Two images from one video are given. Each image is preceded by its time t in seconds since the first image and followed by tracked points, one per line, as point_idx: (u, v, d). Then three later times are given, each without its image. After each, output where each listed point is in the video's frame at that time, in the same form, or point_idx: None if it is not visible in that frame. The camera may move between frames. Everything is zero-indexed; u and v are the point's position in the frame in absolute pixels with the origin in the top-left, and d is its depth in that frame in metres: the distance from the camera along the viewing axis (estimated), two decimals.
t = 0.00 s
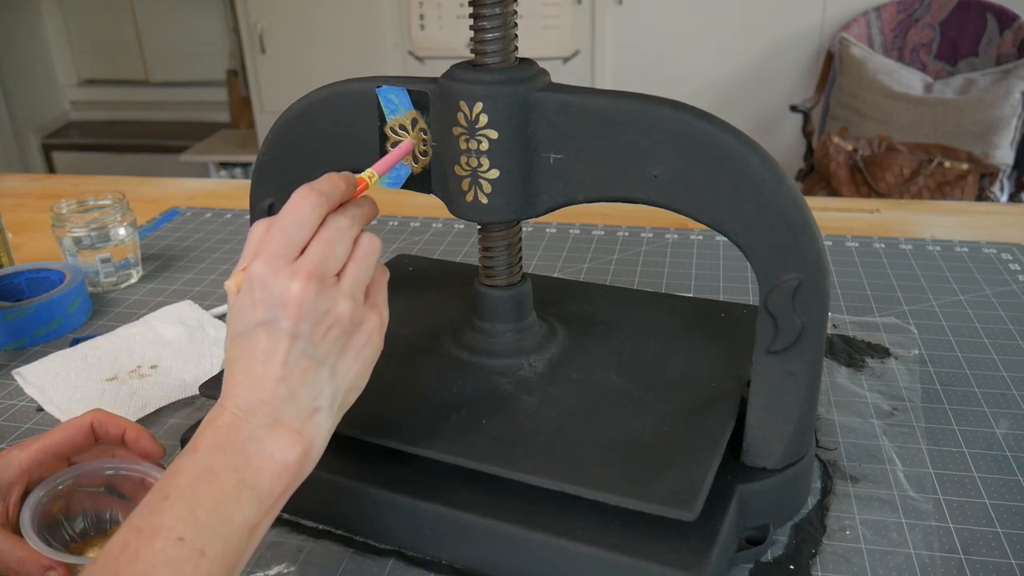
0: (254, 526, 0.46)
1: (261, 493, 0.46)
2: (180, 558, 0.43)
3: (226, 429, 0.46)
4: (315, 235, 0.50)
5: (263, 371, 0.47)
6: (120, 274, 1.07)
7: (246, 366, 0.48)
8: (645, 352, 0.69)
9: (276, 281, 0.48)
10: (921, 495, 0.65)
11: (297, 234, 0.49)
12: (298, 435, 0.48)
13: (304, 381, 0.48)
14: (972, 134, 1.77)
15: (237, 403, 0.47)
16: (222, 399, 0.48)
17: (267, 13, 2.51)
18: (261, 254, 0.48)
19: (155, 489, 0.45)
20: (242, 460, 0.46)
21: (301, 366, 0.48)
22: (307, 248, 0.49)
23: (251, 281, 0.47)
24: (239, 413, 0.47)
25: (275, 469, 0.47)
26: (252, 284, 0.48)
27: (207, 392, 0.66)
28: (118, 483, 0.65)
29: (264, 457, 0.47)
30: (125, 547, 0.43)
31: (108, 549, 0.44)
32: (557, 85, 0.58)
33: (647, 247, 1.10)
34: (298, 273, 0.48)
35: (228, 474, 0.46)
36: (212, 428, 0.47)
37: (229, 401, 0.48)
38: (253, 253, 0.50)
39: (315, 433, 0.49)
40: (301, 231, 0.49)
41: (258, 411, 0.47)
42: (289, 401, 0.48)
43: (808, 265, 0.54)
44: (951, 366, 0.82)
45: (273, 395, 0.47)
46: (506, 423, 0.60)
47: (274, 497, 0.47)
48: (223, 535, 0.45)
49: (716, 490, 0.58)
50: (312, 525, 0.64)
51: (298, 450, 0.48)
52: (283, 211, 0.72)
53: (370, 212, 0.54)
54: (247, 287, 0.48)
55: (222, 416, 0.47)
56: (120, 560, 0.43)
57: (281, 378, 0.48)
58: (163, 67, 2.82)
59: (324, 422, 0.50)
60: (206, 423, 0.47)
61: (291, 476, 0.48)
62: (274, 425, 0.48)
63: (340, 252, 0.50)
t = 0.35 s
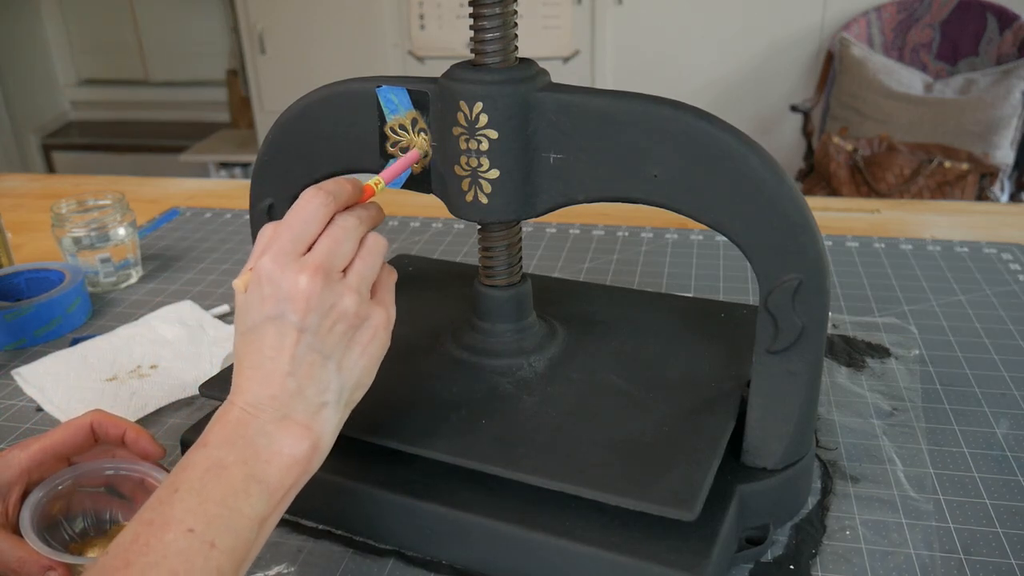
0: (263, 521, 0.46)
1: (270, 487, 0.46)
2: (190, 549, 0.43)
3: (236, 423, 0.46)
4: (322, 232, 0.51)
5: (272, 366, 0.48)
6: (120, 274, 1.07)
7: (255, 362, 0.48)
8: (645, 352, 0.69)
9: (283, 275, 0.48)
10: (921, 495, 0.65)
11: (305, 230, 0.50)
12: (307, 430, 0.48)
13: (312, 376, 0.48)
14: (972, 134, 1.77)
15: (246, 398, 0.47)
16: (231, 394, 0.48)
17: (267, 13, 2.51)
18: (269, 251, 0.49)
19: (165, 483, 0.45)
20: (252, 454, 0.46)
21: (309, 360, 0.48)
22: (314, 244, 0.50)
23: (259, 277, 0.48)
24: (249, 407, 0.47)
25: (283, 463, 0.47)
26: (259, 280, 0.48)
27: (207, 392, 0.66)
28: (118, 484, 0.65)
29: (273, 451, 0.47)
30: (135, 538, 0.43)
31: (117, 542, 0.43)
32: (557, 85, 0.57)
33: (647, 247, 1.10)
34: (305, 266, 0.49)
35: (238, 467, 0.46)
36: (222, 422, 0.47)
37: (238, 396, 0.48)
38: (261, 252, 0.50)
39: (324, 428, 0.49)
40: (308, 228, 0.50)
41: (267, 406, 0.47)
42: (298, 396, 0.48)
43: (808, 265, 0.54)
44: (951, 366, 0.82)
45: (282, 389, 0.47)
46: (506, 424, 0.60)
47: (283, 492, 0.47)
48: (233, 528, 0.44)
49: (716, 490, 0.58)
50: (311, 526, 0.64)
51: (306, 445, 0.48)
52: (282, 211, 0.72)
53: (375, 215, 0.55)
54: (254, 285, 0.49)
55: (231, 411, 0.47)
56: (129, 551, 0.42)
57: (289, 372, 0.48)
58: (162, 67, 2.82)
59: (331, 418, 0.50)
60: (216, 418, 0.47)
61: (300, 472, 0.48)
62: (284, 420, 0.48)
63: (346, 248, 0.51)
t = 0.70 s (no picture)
0: (258, 514, 0.46)
1: (265, 480, 0.47)
2: (185, 545, 0.43)
3: (229, 418, 0.47)
4: (311, 222, 0.50)
5: (263, 360, 0.48)
6: (120, 274, 1.07)
7: (246, 357, 0.48)
8: (646, 352, 0.69)
9: (269, 268, 0.48)
10: (921, 495, 0.65)
11: (292, 222, 0.49)
12: (300, 424, 0.48)
13: (304, 370, 0.48)
14: (972, 134, 1.77)
15: (238, 393, 0.47)
16: (223, 389, 0.48)
17: (267, 13, 2.51)
18: (254, 244, 0.48)
19: (159, 479, 0.46)
20: (245, 449, 0.47)
21: (300, 354, 0.48)
22: (302, 236, 0.49)
23: (247, 270, 0.48)
24: (242, 402, 0.47)
25: (278, 457, 0.47)
26: (247, 274, 0.48)
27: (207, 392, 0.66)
28: (118, 484, 0.65)
29: (266, 445, 0.47)
30: (129, 535, 0.43)
31: (111, 538, 0.44)
32: (557, 85, 0.57)
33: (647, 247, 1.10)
34: (292, 258, 0.48)
35: (231, 462, 0.46)
36: (214, 417, 0.47)
37: (229, 391, 0.48)
38: (248, 244, 0.50)
39: (317, 421, 0.49)
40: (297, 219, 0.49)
41: (260, 400, 0.47)
42: (290, 389, 0.48)
43: (808, 265, 0.54)
44: (951, 366, 0.82)
45: (274, 383, 0.48)
46: (506, 424, 0.60)
47: (278, 485, 0.47)
48: (227, 522, 0.45)
49: (716, 490, 0.58)
50: (311, 526, 0.64)
51: (300, 438, 0.48)
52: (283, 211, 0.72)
53: (365, 204, 0.54)
54: (243, 279, 0.48)
55: (224, 405, 0.47)
56: (123, 548, 0.43)
57: (281, 366, 0.48)
58: (163, 67, 2.82)
59: (326, 411, 0.50)
60: (209, 413, 0.48)
61: (294, 465, 0.48)
62: (277, 414, 0.48)
63: (335, 239, 0.50)
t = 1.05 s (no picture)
0: (262, 513, 0.46)
1: (270, 480, 0.47)
2: (189, 545, 0.43)
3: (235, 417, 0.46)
4: (322, 222, 0.51)
5: (270, 357, 0.48)
6: (120, 274, 1.07)
7: (253, 354, 0.48)
8: (646, 352, 0.69)
9: (282, 265, 0.48)
10: (921, 495, 0.65)
11: (304, 221, 0.50)
12: (305, 423, 0.48)
13: (310, 368, 0.48)
14: (972, 134, 1.76)
15: (244, 391, 0.47)
16: (229, 387, 0.48)
17: (267, 13, 2.51)
18: (267, 241, 0.49)
19: (163, 478, 0.45)
20: (250, 448, 0.46)
21: (307, 352, 0.48)
22: (314, 235, 0.50)
23: (258, 267, 0.48)
24: (247, 400, 0.47)
25: (283, 456, 0.47)
26: (258, 271, 0.48)
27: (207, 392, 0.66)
28: (118, 484, 0.65)
29: (271, 444, 0.47)
30: (133, 534, 0.43)
31: (114, 537, 0.43)
32: (557, 85, 0.57)
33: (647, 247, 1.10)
34: (304, 256, 0.49)
35: (236, 461, 0.46)
36: (220, 415, 0.47)
37: (235, 388, 0.47)
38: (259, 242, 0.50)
39: (322, 421, 0.49)
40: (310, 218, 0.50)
41: (266, 398, 0.47)
42: (296, 388, 0.48)
43: (807, 265, 0.54)
44: (951, 366, 0.82)
45: (280, 382, 0.47)
46: (507, 424, 0.60)
47: (282, 484, 0.47)
48: (232, 522, 0.45)
49: (716, 490, 0.58)
50: (311, 526, 0.64)
51: (305, 438, 0.48)
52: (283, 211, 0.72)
53: (375, 207, 0.55)
54: (253, 276, 0.49)
55: (229, 404, 0.47)
56: (128, 548, 0.42)
57: (288, 364, 0.48)
58: (162, 67, 2.82)
59: (331, 410, 0.50)
60: (213, 411, 0.47)
61: (298, 464, 0.48)
62: (282, 413, 0.47)
63: (345, 239, 0.51)
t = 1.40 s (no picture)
0: (256, 508, 0.46)
1: (264, 474, 0.46)
2: (183, 540, 0.43)
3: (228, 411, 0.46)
4: (318, 215, 0.50)
5: (266, 350, 0.48)
6: (120, 274, 1.07)
7: (249, 347, 0.48)
8: (646, 352, 0.69)
9: (278, 259, 0.48)
10: (921, 495, 0.65)
11: (302, 213, 0.49)
12: (300, 417, 0.48)
13: (305, 362, 0.48)
14: (972, 133, 1.76)
15: (238, 385, 0.47)
16: (223, 381, 0.48)
17: (267, 13, 2.51)
18: (265, 234, 0.49)
19: (158, 472, 0.45)
20: (244, 442, 0.46)
21: (303, 346, 0.48)
22: (311, 228, 0.50)
23: (255, 261, 0.48)
24: (241, 394, 0.47)
25: (277, 450, 0.47)
26: (255, 264, 0.48)
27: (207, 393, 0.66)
28: (117, 484, 0.65)
29: (265, 438, 0.47)
30: (127, 530, 0.43)
31: (109, 533, 0.44)
32: (557, 85, 0.57)
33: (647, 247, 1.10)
34: (301, 250, 0.48)
35: (229, 456, 0.46)
36: (214, 409, 0.47)
37: (230, 382, 0.47)
38: (257, 235, 0.50)
39: (317, 415, 0.49)
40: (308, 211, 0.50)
41: (260, 392, 0.47)
42: (291, 381, 0.48)
43: (808, 265, 0.54)
44: (951, 366, 0.82)
45: (275, 375, 0.47)
46: (508, 424, 0.60)
47: (276, 479, 0.47)
48: (226, 517, 0.45)
49: (717, 490, 0.58)
50: (311, 526, 0.64)
51: (299, 432, 0.48)
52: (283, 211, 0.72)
53: (375, 202, 0.54)
54: (250, 268, 0.48)
55: (223, 398, 0.47)
56: (122, 543, 0.43)
57: (283, 358, 0.48)
58: (162, 67, 2.82)
59: (326, 404, 0.50)
60: (207, 406, 0.47)
61: (293, 459, 0.48)
62: (277, 407, 0.47)
63: (342, 232, 0.51)
